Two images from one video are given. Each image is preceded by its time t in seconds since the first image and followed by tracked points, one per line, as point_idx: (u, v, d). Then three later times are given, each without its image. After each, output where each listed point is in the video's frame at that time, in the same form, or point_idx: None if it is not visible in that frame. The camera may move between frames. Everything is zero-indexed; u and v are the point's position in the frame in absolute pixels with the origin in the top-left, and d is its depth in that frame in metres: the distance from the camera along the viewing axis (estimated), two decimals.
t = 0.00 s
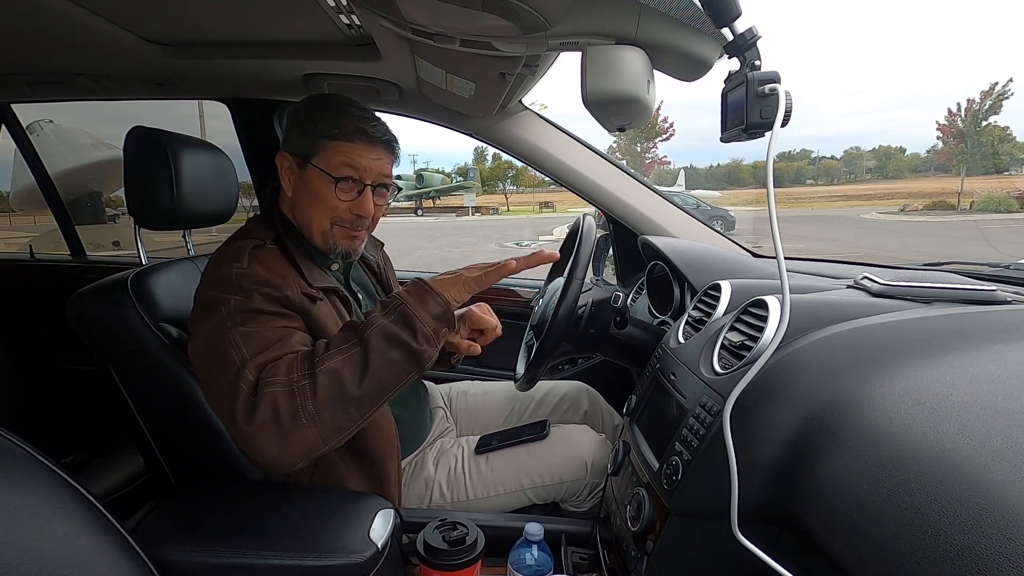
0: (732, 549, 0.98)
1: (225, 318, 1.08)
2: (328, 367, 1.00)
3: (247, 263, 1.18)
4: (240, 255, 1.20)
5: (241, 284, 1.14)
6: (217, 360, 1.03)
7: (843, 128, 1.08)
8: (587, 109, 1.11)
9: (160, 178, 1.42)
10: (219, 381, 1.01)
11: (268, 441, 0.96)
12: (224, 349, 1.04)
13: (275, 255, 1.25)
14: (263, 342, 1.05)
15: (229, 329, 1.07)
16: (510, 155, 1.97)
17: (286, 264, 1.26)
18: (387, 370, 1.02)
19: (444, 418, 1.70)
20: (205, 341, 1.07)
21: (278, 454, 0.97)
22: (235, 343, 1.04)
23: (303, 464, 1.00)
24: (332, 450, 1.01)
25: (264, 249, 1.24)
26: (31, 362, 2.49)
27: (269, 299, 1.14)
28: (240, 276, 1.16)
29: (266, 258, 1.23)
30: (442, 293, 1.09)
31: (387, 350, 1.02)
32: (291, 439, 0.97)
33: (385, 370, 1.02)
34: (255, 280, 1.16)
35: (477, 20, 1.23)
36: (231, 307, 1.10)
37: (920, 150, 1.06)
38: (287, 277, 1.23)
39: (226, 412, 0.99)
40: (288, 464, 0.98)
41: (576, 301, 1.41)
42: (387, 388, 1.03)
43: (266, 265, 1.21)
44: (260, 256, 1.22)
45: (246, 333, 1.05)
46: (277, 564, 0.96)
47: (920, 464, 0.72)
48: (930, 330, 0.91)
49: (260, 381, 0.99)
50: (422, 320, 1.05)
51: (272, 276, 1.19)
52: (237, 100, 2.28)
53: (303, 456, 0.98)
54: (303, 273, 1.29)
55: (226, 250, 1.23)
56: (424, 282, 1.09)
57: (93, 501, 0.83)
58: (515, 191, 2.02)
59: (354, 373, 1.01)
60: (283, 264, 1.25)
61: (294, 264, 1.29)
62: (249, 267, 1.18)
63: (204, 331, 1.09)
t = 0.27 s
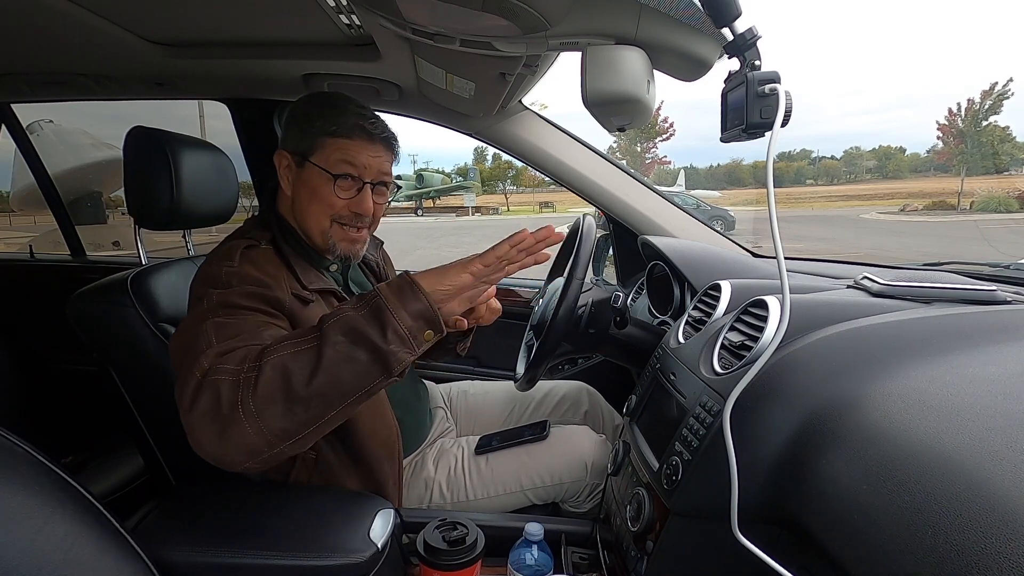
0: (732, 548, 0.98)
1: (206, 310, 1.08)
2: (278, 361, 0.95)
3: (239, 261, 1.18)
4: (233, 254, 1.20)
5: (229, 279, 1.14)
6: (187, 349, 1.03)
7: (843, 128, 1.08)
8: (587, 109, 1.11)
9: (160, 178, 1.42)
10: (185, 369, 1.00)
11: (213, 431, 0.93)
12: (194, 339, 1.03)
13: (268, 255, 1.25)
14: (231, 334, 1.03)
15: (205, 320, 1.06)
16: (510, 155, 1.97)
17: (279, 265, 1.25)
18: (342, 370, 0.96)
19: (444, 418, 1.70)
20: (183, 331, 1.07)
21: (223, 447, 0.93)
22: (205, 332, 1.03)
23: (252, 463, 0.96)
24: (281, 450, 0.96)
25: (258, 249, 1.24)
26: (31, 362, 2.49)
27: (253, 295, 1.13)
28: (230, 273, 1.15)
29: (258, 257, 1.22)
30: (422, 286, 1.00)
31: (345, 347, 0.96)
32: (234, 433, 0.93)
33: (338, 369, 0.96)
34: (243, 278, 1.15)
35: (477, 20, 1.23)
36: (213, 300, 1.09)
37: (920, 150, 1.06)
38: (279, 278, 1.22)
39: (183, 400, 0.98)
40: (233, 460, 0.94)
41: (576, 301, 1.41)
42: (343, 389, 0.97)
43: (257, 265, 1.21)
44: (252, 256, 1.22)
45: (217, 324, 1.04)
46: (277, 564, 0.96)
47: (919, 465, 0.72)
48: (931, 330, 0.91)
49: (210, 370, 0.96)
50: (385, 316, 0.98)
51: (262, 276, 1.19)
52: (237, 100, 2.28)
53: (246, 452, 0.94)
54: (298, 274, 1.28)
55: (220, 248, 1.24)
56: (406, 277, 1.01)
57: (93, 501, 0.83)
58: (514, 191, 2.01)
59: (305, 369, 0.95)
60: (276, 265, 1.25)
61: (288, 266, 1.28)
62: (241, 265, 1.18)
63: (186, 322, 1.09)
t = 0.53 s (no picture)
0: (732, 548, 0.99)
1: (217, 322, 1.08)
2: (297, 379, 0.97)
3: (243, 264, 1.18)
4: (237, 256, 1.20)
5: (235, 285, 1.14)
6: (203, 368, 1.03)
7: (843, 128, 1.08)
8: (587, 109, 1.11)
9: (161, 178, 1.41)
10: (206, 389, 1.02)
11: (246, 453, 0.96)
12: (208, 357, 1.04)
13: (273, 255, 1.25)
14: (247, 350, 1.03)
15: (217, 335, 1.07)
16: (510, 155, 1.97)
17: (284, 265, 1.25)
18: (357, 379, 0.97)
19: (445, 418, 1.70)
20: (195, 345, 1.08)
21: (257, 465, 0.96)
22: (221, 350, 1.03)
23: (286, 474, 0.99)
24: (312, 460, 0.99)
25: (263, 249, 1.24)
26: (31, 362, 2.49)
27: (261, 302, 1.13)
28: (234, 277, 1.15)
29: (263, 258, 1.22)
30: (419, 288, 1.00)
31: (357, 358, 0.97)
32: (266, 452, 0.96)
33: (356, 379, 0.97)
34: (249, 282, 1.15)
35: (477, 20, 1.23)
36: (222, 311, 1.09)
37: (920, 150, 1.06)
38: (283, 279, 1.22)
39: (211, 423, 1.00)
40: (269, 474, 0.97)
41: (576, 301, 1.41)
42: (361, 396, 0.98)
43: (262, 265, 1.20)
44: (256, 256, 1.22)
45: (230, 340, 1.04)
46: (277, 564, 0.96)
47: (920, 465, 0.72)
48: (930, 330, 0.91)
49: (234, 394, 0.97)
50: (390, 320, 0.98)
51: (268, 277, 1.19)
52: (237, 100, 2.28)
53: (280, 467, 0.97)
54: (301, 273, 1.28)
55: (224, 251, 1.24)
56: (401, 277, 1.01)
57: (93, 501, 0.83)
58: (514, 191, 2.01)
59: (323, 384, 0.96)
60: (281, 265, 1.25)
61: (290, 264, 1.28)
62: (245, 267, 1.18)
63: (196, 334, 1.09)
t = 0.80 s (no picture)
0: (732, 548, 0.99)
1: (263, 337, 1.08)
2: (378, 393, 1.04)
3: (273, 271, 1.16)
4: (265, 262, 1.18)
5: (269, 294, 1.13)
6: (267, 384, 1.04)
7: (843, 128, 1.08)
8: (587, 109, 1.11)
9: (161, 178, 1.42)
10: (272, 407, 1.03)
11: (334, 465, 1.02)
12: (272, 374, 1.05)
13: (295, 259, 1.23)
14: (313, 366, 1.07)
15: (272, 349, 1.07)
16: (510, 155, 1.97)
17: (305, 269, 1.24)
18: (430, 388, 1.08)
19: (444, 418, 1.70)
20: (243, 360, 1.07)
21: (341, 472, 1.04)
22: (285, 367, 1.05)
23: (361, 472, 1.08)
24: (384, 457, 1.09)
25: (286, 253, 1.22)
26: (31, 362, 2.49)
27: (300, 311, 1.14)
28: (266, 286, 1.14)
29: (286, 262, 1.20)
30: (462, 300, 1.12)
31: (428, 371, 1.07)
32: (353, 461, 1.03)
33: (428, 388, 1.08)
34: (284, 290, 1.15)
35: (477, 20, 1.23)
36: (266, 324, 1.09)
37: (920, 150, 1.06)
38: (310, 283, 1.21)
39: (288, 439, 1.03)
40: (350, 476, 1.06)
41: (576, 301, 1.41)
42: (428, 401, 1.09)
43: (288, 270, 1.19)
44: (281, 262, 1.20)
45: (292, 356, 1.06)
46: (278, 564, 0.96)
47: (919, 465, 0.72)
48: (930, 330, 0.91)
49: (318, 412, 1.02)
50: (453, 334, 1.09)
51: (295, 281, 1.18)
52: (237, 100, 2.28)
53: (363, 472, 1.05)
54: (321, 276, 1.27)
55: (248, 256, 1.21)
56: (440, 291, 1.13)
57: (94, 501, 0.83)
58: (514, 191, 2.02)
59: (401, 395, 1.05)
60: (304, 268, 1.23)
61: (311, 266, 1.28)
62: (275, 274, 1.16)
63: (242, 348, 1.08)
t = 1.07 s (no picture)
0: (732, 548, 0.99)
1: (248, 332, 1.08)
2: (356, 392, 1.03)
3: (261, 268, 1.17)
4: (254, 260, 1.18)
5: (257, 291, 1.13)
6: (246, 378, 1.04)
7: (843, 128, 1.08)
8: (587, 109, 1.11)
9: (161, 178, 1.42)
10: (249, 401, 1.03)
11: (306, 463, 1.00)
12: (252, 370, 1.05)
13: (286, 259, 1.23)
14: (292, 363, 1.06)
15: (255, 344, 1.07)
16: (510, 155, 1.97)
17: (296, 268, 1.24)
18: (410, 390, 1.06)
19: (444, 418, 1.70)
20: (226, 354, 1.07)
21: (314, 472, 1.02)
22: (265, 362, 1.04)
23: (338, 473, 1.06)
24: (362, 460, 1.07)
25: (276, 252, 1.23)
26: (31, 362, 2.49)
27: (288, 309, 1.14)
28: (254, 283, 1.14)
29: (277, 261, 1.21)
30: (453, 305, 1.12)
31: (410, 371, 1.06)
32: (327, 460, 1.01)
33: (410, 391, 1.06)
34: (272, 287, 1.15)
35: (477, 20, 1.23)
36: (252, 319, 1.09)
37: (920, 150, 1.06)
38: (300, 281, 1.22)
39: (261, 435, 1.02)
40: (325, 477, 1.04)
41: (576, 301, 1.41)
42: (408, 404, 1.08)
43: (279, 268, 1.20)
44: (272, 260, 1.20)
45: (274, 351, 1.06)
46: (278, 564, 0.96)
47: (919, 465, 0.72)
48: (930, 330, 0.91)
49: (294, 409, 1.01)
50: (439, 337, 1.09)
51: (285, 280, 1.18)
52: (237, 100, 2.28)
53: (337, 472, 1.03)
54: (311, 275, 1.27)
55: (239, 254, 1.22)
56: (432, 294, 1.14)
57: (94, 502, 0.83)
58: (515, 191, 2.02)
59: (381, 396, 1.04)
60: (293, 267, 1.23)
61: (300, 264, 1.27)
62: (264, 271, 1.17)
63: (226, 343, 1.08)
